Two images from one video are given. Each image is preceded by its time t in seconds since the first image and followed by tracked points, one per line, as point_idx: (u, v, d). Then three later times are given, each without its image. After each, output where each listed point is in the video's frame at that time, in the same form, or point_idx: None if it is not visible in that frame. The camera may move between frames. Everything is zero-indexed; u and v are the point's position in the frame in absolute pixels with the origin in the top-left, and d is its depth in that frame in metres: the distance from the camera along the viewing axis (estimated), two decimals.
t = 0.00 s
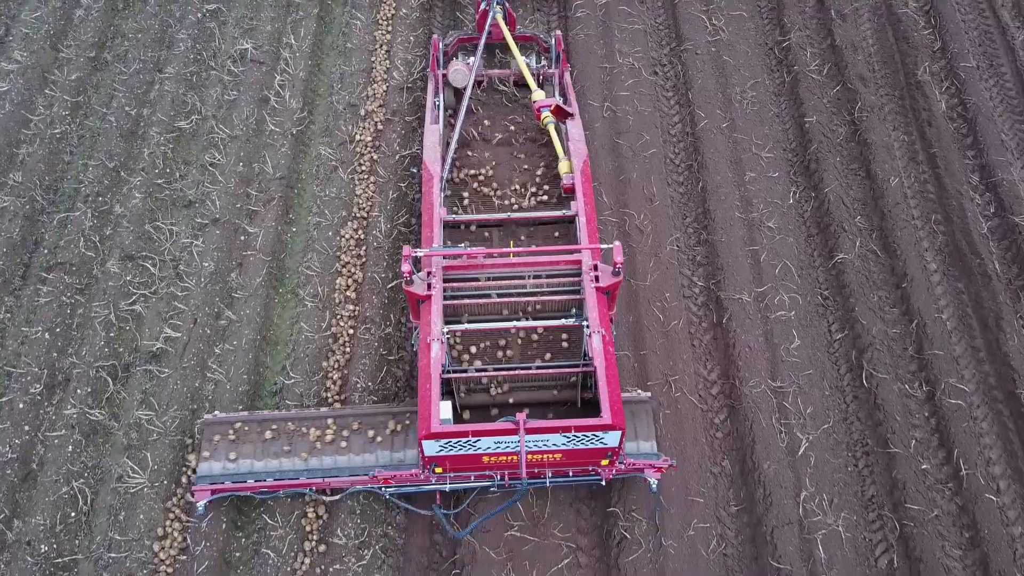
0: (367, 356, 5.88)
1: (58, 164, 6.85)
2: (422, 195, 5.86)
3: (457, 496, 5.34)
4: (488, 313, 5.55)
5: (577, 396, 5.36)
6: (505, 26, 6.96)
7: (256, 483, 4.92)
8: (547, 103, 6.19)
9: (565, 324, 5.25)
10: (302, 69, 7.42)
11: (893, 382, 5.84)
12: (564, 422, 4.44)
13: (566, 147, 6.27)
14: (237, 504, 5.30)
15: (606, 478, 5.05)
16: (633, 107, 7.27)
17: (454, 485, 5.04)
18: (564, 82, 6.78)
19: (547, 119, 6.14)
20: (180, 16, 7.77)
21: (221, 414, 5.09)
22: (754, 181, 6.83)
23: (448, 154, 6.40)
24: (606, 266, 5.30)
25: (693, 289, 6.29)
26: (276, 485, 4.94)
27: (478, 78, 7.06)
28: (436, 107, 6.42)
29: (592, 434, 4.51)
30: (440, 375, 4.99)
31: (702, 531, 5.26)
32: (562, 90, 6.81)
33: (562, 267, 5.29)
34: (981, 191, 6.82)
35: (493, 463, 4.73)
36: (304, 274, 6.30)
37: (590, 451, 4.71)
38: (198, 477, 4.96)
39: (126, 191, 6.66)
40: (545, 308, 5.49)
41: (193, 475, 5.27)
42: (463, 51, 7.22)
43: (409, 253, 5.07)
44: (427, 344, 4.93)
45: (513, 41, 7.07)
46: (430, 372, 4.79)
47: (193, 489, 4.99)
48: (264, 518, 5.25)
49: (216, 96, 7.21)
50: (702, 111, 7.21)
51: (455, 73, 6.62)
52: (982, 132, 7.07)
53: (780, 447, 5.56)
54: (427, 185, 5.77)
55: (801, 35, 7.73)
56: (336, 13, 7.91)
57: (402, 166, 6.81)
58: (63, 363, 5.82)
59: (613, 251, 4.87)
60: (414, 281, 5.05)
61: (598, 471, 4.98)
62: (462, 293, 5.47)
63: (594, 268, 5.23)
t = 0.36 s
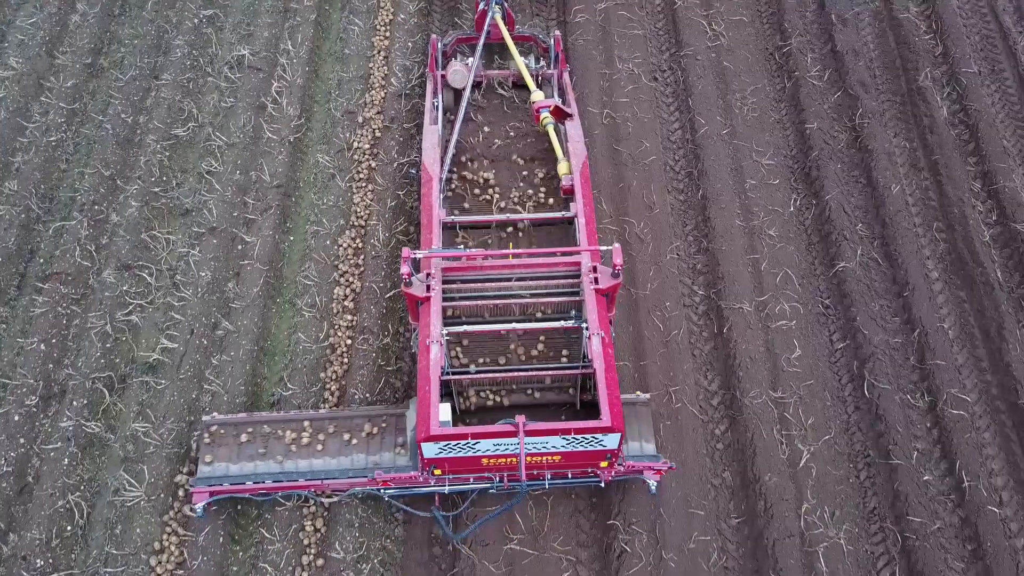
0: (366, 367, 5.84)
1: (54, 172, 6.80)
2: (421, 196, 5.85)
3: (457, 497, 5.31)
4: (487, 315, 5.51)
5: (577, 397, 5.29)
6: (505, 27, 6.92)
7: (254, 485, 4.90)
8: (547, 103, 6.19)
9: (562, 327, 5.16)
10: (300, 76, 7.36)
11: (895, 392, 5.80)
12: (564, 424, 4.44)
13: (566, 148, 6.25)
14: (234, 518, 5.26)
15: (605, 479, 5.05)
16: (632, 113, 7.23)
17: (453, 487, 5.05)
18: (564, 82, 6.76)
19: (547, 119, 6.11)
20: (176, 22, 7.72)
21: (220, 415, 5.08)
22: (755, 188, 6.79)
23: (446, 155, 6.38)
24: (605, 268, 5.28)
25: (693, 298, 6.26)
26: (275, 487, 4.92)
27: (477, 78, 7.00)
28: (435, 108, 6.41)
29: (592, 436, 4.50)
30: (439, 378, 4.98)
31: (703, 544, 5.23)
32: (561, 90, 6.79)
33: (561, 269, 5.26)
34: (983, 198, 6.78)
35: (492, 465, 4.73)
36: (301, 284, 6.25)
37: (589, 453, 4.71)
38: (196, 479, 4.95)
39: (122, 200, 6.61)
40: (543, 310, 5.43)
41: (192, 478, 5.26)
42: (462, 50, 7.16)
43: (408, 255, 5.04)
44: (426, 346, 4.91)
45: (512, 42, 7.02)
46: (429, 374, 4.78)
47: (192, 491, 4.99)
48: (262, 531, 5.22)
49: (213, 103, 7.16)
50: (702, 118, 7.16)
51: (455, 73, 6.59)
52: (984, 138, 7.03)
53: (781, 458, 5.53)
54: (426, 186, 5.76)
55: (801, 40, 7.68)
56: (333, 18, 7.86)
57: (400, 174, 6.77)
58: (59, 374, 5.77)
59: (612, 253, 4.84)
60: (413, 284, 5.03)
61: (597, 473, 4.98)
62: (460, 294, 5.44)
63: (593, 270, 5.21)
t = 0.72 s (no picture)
0: (363, 377, 5.80)
1: (49, 180, 6.75)
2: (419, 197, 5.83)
3: (456, 497, 5.32)
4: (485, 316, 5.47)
5: (576, 398, 5.28)
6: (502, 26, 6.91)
7: (253, 486, 4.88)
8: (545, 104, 6.21)
9: (561, 328, 5.11)
10: (296, 82, 7.31)
11: (896, 402, 5.77)
12: (562, 426, 4.41)
13: (564, 149, 6.21)
14: (231, 531, 5.23)
15: (604, 480, 5.03)
16: (631, 119, 7.18)
17: (451, 488, 5.04)
18: (561, 83, 6.74)
19: (544, 120, 6.15)
20: (172, 27, 7.66)
21: (218, 417, 5.05)
22: (755, 196, 6.74)
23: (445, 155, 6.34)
24: (604, 269, 5.24)
25: (693, 306, 6.22)
26: (273, 489, 4.90)
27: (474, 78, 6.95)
28: (433, 108, 6.38)
29: (590, 438, 4.48)
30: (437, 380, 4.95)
31: (703, 556, 5.19)
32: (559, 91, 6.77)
33: (560, 270, 5.22)
34: (984, 205, 6.75)
35: (491, 467, 4.72)
36: (298, 293, 6.22)
37: (587, 454, 4.68)
38: (194, 481, 4.91)
39: (118, 208, 6.57)
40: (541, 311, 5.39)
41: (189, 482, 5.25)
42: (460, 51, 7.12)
43: (406, 257, 5.01)
44: (424, 348, 4.88)
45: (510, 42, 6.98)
46: (428, 376, 4.75)
47: (189, 493, 4.95)
48: (259, 544, 5.19)
49: (209, 110, 7.11)
50: (702, 124, 7.12)
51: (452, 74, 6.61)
52: (986, 145, 6.99)
53: (781, 469, 5.50)
54: (425, 187, 5.74)
55: (801, 45, 7.63)
56: (330, 23, 7.81)
57: (398, 182, 6.72)
58: (54, 385, 5.73)
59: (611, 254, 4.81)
60: (412, 285, 4.99)
61: (596, 474, 4.97)
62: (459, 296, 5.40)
63: (592, 271, 5.16)
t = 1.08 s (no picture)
0: (361, 387, 5.77)
1: (45, 188, 6.70)
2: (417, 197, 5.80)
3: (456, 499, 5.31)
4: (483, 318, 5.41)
5: (575, 399, 5.27)
6: (500, 26, 6.85)
7: (253, 487, 4.90)
8: (544, 104, 6.13)
9: (559, 329, 5.08)
10: (294, 88, 7.26)
11: (897, 412, 5.73)
12: (560, 427, 4.39)
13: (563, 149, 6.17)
14: (228, 543, 5.20)
15: (602, 482, 5.00)
16: (630, 125, 7.14)
17: (449, 489, 5.02)
18: (560, 83, 6.72)
19: (542, 120, 6.08)
20: (169, 32, 7.61)
21: (216, 419, 5.03)
22: (755, 203, 6.70)
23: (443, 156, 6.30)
24: (602, 270, 5.20)
25: (693, 315, 6.18)
26: (272, 490, 4.93)
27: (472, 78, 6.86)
28: (432, 108, 6.34)
29: (588, 440, 4.45)
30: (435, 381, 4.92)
31: (703, 568, 5.17)
32: (558, 91, 6.76)
33: (558, 271, 5.19)
34: (986, 212, 6.70)
35: (488, 468, 4.69)
36: (295, 302, 6.17)
37: (585, 456, 4.65)
38: (194, 482, 4.92)
39: (114, 216, 6.52)
40: (539, 311, 5.32)
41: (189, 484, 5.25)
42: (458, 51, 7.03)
43: (404, 258, 4.98)
44: (422, 349, 4.84)
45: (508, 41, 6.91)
46: (426, 377, 4.71)
47: (188, 494, 4.93)
48: (256, 556, 5.16)
49: (206, 116, 7.06)
50: (702, 130, 7.07)
51: (450, 73, 6.57)
52: (987, 151, 6.94)
53: (782, 480, 5.47)
54: (423, 187, 5.71)
55: (802, 50, 7.58)
56: (327, 28, 7.75)
57: (396, 189, 6.68)
58: (50, 396, 5.69)
59: (609, 256, 4.77)
60: (410, 286, 4.96)
61: (594, 476, 4.94)
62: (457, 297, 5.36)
63: (590, 272, 5.12)
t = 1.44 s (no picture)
0: (358, 397, 5.73)
1: (40, 194, 6.65)
2: (415, 197, 5.78)
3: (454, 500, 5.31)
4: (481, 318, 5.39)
5: (572, 399, 5.23)
6: (499, 24, 6.84)
7: (250, 487, 4.90)
8: (542, 103, 6.15)
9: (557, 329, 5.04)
10: (291, 93, 7.21)
11: (897, 422, 5.70)
12: (557, 428, 4.35)
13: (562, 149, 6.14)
14: (225, 555, 5.17)
15: (600, 481, 4.97)
16: (630, 131, 7.09)
17: (447, 489, 4.99)
18: (559, 82, 6.68)
19: (541, 119, 6.10)
20: (165, 36, 7.55)
21: (215, 419, 5.08)
22: (755, 210, 6.66)
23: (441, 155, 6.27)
24: (600, 270, 5.16)
25: (692, 324, 6.14)
26: (270, 490, 4.92)
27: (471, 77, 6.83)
28: (430, 107, 6.31)
29: (586, 441, 4.41)
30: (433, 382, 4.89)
31: None
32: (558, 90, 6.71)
33: (556, 271, 5.16)
34: (988, 219, 6.65)
35: (486, 468, 4.66)
36: (292, 310, 6.13)
37: (583, 456, 4.62)
38: (193, 482, 4.94)
39: (109, 223, 6.48)
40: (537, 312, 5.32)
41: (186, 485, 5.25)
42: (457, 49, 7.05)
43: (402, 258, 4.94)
44: (420, 349, 4.80)
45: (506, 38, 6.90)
46: (423, 377, 4.67)
47: (188, 495, 4.97)
48: (252, 568, 5.13)
49: (202, 121, 7.01)
50: (702, 136, 7.02)
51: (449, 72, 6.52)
52: (989, 157, 6.90)
53: (781, 491, 5.44)
54: (421, 187, 5.69)
55: (803, 54, 7.53)
56: (325, 32, 7.69)
57: (394, 196, 6.64)
58: (45, 406, 5.66)
59: (607, 256, 4.74)
60: (408, 286, 4.92)
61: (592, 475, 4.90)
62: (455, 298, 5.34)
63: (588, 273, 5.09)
